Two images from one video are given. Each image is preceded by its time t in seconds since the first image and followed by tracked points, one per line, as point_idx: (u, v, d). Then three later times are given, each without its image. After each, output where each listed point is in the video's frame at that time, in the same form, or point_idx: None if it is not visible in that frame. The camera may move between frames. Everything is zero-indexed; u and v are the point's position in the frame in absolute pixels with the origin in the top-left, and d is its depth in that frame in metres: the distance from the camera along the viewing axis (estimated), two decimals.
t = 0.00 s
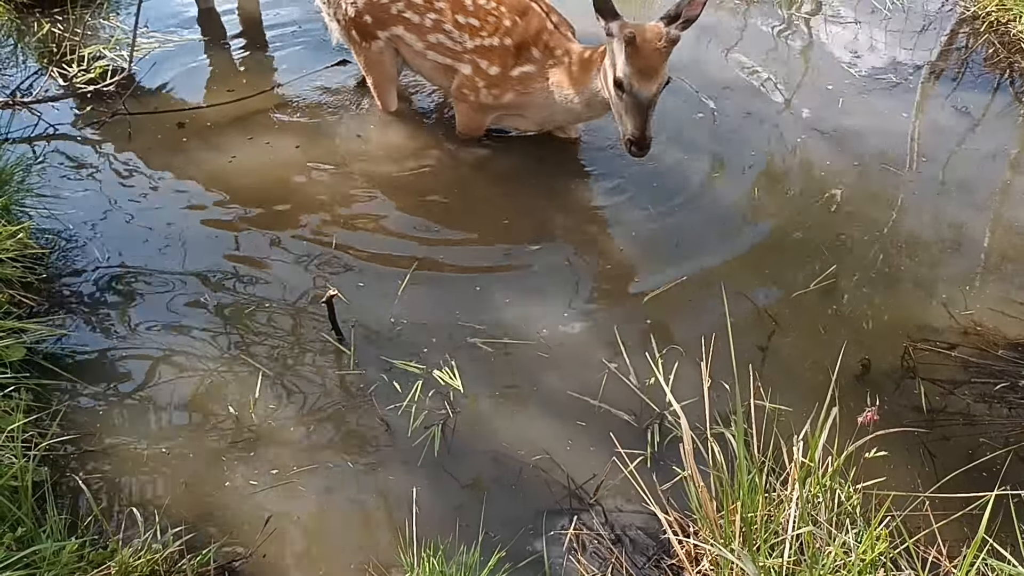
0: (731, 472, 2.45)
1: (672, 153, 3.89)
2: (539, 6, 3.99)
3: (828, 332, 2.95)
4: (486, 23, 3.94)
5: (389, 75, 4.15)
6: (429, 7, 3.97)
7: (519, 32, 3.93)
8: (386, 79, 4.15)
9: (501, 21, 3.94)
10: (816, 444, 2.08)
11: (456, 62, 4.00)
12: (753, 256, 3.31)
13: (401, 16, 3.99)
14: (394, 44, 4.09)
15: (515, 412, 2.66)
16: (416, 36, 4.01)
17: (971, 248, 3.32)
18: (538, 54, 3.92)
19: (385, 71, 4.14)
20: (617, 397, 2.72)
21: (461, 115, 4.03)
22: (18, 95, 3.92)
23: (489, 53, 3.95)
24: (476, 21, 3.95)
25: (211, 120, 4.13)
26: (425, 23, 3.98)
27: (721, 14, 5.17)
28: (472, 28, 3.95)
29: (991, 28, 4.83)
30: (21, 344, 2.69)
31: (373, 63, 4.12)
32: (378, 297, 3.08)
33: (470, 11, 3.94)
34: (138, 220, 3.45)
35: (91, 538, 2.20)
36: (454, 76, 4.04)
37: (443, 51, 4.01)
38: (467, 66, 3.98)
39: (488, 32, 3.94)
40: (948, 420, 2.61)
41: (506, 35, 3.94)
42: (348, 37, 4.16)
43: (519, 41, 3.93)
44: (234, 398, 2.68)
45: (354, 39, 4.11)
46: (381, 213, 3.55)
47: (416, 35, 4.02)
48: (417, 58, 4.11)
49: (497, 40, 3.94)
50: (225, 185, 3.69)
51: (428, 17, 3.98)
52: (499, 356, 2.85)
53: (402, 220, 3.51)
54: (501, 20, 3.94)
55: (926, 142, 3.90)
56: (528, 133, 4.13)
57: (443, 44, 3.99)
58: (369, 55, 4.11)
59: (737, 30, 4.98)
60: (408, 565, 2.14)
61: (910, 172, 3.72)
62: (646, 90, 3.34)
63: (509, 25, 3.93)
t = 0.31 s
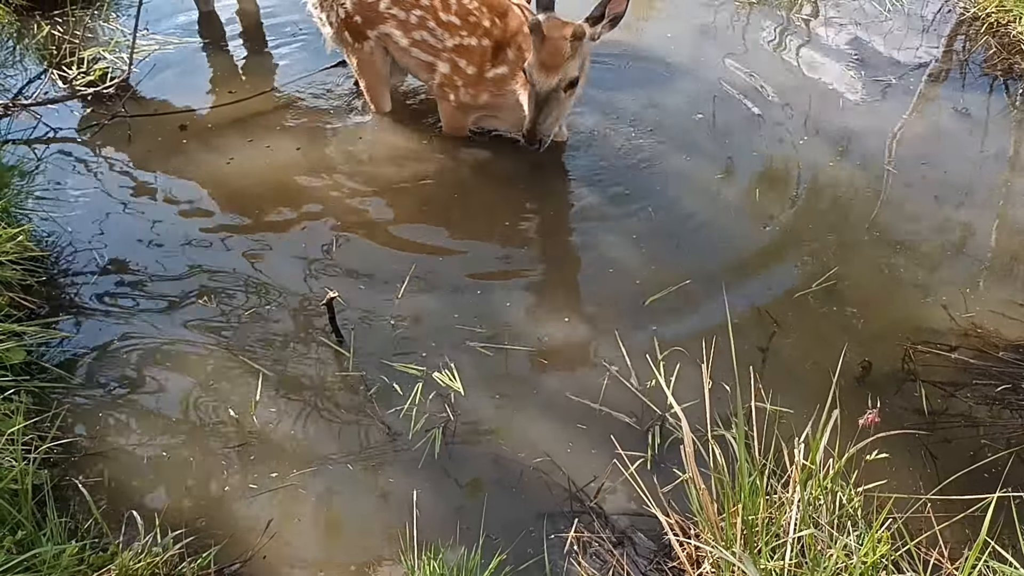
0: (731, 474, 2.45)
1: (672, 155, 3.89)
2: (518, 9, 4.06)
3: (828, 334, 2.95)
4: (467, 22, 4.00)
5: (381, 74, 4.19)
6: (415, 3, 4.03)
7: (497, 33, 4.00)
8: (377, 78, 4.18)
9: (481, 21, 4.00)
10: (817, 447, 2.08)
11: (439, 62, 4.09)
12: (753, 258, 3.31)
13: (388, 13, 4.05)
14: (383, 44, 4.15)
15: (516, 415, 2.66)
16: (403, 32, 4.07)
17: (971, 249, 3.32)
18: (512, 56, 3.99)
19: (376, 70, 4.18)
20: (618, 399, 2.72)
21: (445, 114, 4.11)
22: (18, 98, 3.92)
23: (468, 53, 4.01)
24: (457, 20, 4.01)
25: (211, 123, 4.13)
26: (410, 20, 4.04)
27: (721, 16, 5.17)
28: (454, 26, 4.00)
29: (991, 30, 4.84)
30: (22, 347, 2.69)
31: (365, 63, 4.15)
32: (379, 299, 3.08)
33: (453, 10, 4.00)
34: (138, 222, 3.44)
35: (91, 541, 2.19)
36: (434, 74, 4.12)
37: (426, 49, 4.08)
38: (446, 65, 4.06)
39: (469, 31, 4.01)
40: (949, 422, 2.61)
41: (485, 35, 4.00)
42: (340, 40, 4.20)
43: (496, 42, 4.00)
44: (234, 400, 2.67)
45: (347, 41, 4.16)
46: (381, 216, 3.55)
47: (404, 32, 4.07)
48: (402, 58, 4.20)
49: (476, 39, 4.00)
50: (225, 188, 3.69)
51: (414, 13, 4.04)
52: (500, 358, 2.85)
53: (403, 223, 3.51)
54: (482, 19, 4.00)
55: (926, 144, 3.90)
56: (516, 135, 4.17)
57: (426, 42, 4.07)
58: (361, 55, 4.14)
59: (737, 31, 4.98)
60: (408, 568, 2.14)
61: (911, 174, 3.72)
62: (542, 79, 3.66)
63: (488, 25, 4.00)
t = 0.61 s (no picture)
0: (740, 478, 2.45)
1: (679, 157, 3.89)
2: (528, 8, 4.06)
3: (837, 337, 2.95)
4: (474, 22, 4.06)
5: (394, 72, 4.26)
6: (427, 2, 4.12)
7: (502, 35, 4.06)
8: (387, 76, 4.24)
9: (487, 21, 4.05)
10: (826, 450, 2.07)
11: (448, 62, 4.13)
12: (761, 260, 3.31)
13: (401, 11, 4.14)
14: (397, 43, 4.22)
15: (524, 416, 2.66)
16: (413, 31, 4.15)
17: (979, 252, 3.32)
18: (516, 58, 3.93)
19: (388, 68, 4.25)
20: (626, 402, 2.72)
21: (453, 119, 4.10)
22: (28, 99, 3.94)
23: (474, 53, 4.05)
24: (466, 19, 4.06)
25: (221, 124, 4.14)
26: (421, 18, 4.13)
27: (727, 18, 5.18)
28: (461, 25, 4.07)
29: (999, 31, 4.84)
30: (33, 348, 2.70)
31: (377, 60, 4.24)
32: (386, 302, 3.08)
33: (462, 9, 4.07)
34: (147, 224, 3.46)
35: (101, 541, 2.19)
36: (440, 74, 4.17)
37: (434, 48, 4.15)
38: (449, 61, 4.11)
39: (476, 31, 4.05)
40: (957, 425, 2.61)
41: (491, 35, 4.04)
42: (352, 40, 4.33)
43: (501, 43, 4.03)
44: (244, 402, 2.68)
45: (359, 36, 4.26)
46: (389, 218, 3.56)
47: (415, 32, 4.15)
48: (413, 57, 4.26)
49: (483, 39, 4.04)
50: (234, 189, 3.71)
51: (425, 12, 4.13)
52: (507, 360, 2.85)
53: (411, 225, 3.52)
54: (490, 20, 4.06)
55: (934, 146, 3.90)
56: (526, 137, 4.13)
57: (435, 41, 4.13)
58: (373, 52, 4.23)
59: (744, 33, 4.99)
60: (416, 569, 2.14)
61: (918, 176, 3.72)
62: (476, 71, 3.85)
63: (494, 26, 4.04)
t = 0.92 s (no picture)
0: (749, 481, 2.45)
1: (688, 160, 3.90)
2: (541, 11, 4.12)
3: (846, 340, 2.95)
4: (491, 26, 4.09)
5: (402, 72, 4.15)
6: (444, 4, 4.09)
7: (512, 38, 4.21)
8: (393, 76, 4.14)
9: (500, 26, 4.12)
10: (836, 454, 2.07)
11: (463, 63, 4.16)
12: (769, 263, 3.31)
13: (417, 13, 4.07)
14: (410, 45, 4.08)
15: (533, 420, 2.66)
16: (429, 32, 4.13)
17: (989, 255, 3.31)
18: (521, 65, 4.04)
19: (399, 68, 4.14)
20: (634, 405, 2.72)
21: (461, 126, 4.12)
22: (38, 102, 3.96)
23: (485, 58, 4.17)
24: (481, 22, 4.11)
25: (231, 128, 4.16)
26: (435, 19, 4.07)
27: (736, 21, 5.18)
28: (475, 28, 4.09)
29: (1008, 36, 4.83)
30: (44, 350, 2.72)
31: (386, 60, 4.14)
32: (395, 305, 3.09)
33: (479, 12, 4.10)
34: (158, 227, 3.47)
35: (112, 543, 2.20)
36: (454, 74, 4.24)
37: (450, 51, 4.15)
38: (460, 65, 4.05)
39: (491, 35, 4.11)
40: (968, 429, 2.60)
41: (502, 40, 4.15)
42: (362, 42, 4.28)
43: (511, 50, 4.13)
44: (253, 405, 2.69)
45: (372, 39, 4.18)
46: (398, 222, 3.56)
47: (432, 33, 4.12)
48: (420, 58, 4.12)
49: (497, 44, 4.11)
50: (243, 193, 3.72)
51: (442, 14, 4.08)
52: (516, 364, 2.86)
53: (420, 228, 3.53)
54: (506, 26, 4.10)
55: (943, 149, 3.90)
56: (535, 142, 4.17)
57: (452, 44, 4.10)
58: (384, 54, 4.14)
59: (753, 36, 4.99)
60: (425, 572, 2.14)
61: (927, 179, 3.72)
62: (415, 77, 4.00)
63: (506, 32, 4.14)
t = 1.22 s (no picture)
0: (752, 485, 2.45)
1: (692, 163, 3.90)
2: (539, 24, 4.17)
3: (849, 344, 2.95)
4: (488, 33, 4.29)
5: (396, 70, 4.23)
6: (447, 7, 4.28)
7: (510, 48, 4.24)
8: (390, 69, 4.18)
9: (499, 33, 4.29)
10: (839, 457, 2.07)
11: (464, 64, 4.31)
12: (772, 267, 3.31)
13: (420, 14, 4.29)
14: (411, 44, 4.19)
15: (537, 423, 2.67)
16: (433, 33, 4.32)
17: (993, 259, 3.31)
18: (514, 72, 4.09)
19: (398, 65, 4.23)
20: (637, 409, 2.72)
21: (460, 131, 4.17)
22: (44, 106, 3.98)
23: (483, 63, 4.34)
24: (480, 28, 4.29)
25: (236, 131, 4.18)
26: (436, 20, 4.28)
27: (740, 25, 5.20)
28: (475, 35, 4.30)
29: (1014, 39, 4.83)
30: (49, 353, 2.74)
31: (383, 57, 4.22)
32: (399, 308, 3.10)
33: (479, 17, 4.29)
34: (162, 230, 3.49)
35: (117, 545, 2.22)
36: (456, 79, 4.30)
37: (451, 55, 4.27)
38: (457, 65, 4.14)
39: (488, 42, 4.31)
40: (971, 433, 2.60)
41: (500, 48, 4.29)
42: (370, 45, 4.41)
43: (508, 56, 4.26)
44: (258, 408, 2.70)
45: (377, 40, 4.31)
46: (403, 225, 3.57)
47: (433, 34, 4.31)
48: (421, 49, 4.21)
49: (494, 50, 4.30)
50: (248, 196, 3.74)
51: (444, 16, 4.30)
52: (520, 367, 2.87)
53: (424, 232, 3.54)
54: (503, 33, 4.28)
55: (947, 153, 3.90)
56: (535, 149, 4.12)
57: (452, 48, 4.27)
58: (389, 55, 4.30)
59: (756, 39, 5.00)
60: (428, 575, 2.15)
61: (931, 184, 3.72)
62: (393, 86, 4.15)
63: (504, 39, 4.28)
